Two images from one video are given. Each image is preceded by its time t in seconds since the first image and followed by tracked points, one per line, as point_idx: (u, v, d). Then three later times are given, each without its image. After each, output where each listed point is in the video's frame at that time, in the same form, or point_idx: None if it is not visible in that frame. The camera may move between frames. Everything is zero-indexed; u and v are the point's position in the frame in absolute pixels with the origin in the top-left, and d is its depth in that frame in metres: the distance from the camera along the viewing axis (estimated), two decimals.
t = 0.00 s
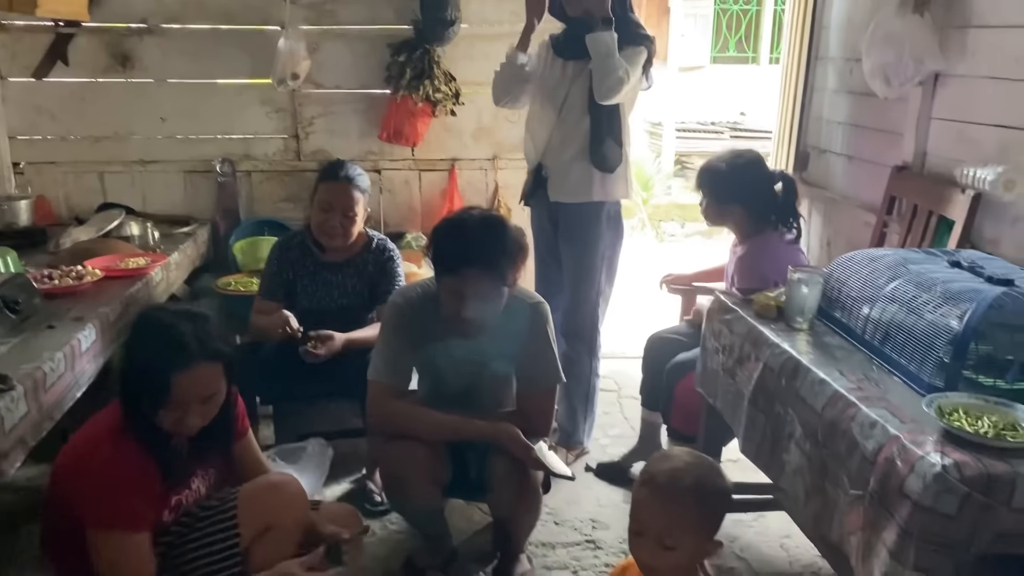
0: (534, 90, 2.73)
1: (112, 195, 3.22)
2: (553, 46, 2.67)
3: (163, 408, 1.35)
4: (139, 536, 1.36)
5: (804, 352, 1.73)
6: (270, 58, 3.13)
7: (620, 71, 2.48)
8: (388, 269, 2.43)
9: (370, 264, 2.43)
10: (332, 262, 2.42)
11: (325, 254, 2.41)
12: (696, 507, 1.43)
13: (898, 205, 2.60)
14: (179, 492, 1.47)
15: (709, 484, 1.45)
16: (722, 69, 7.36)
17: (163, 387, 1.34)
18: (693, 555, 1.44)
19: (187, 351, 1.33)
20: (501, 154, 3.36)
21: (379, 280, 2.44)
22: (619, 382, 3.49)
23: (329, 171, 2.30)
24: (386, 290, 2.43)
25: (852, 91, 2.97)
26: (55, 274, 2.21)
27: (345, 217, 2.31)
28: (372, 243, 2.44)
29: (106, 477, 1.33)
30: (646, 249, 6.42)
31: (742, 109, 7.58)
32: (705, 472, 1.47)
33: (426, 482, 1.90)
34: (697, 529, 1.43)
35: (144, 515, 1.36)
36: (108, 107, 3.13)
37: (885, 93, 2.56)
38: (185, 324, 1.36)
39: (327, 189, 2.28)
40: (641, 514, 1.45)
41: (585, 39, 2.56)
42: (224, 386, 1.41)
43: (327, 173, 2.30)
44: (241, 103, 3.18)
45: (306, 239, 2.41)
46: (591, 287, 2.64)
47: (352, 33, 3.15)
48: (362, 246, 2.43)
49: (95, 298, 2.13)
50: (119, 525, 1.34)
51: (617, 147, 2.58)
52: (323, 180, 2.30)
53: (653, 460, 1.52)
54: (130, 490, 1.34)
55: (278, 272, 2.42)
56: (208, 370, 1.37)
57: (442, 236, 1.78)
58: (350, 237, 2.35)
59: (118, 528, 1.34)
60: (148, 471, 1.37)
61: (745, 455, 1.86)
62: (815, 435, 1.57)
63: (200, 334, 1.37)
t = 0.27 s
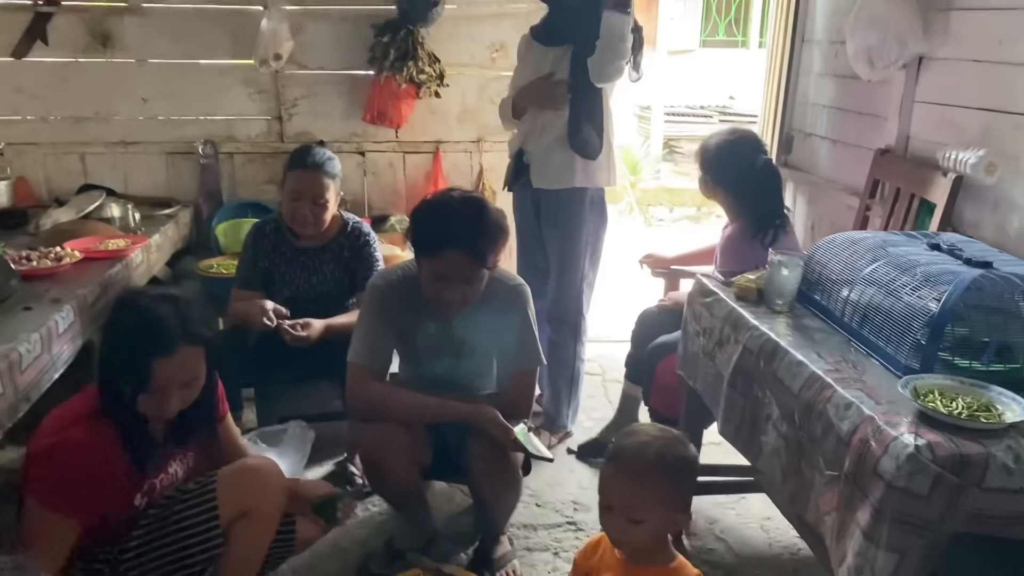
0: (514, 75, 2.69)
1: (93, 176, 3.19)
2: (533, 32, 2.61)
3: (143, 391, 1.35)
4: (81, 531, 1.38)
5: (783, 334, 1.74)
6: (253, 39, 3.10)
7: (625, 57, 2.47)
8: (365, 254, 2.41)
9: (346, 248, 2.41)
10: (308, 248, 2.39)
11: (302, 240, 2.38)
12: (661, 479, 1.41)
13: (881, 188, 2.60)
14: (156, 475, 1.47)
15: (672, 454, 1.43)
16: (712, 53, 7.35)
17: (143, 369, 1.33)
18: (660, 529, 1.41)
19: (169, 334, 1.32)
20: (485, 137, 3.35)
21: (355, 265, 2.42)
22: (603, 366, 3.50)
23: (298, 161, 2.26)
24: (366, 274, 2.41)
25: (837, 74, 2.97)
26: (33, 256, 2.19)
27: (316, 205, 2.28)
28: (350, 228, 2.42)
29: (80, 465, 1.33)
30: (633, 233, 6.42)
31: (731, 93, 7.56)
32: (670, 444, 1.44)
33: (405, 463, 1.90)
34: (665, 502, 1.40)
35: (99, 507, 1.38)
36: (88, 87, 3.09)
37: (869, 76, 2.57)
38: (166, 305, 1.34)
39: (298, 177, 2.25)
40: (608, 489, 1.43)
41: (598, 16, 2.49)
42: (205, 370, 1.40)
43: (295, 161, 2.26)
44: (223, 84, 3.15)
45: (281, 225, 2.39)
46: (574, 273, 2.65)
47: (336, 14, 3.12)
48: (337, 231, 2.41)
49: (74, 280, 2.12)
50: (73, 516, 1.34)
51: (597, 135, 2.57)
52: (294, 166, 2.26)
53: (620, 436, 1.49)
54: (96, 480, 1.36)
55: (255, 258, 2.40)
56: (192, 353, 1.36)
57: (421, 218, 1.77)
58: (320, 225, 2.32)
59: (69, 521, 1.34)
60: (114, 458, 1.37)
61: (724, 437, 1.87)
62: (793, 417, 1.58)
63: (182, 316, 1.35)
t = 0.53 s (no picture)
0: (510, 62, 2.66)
1: (91, 157, 3.18)
2: (529, 15, 2.59)
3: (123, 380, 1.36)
4: (63, 516, 1.40)
5: (776, 324, 1.73)
6: (251, 20, 3.08)
7: (634, 29, 2.53)
8: (356, 240, 2.41)
9: (337, 235, 2.41)
10: (301, 235, 2.40)
11: (294, 228, 2.39)
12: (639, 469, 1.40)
13: (880, 177, 2.58)
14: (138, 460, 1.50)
15: (643, 447, 1.47)
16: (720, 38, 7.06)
17: (119, 357, 1.33)
18: (634, 521, 1.46)
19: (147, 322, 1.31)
20: (484, 121, 3.33)
21: (347, 252, 2.42)
22: (601, 352, 3.50)
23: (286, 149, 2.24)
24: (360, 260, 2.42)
25: (839, 61, 2.94)
26: (27, 237, 2.18)
27: (305, 194, 2.27)
28: (343, 214, 2.42)
29: (60, 453, 1.34)
30: (635, 220, 6.39)
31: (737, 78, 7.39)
32: (643, 437, 1.48)
33: (396, 447, 1.91)
34: (640, 493, 1.45)
35: (81, 493, 1.40)
36: (86, 68, 3.07)
37: (870, 63, 2.54)
38: (142, 292, 1.34)
39: (285, 165, 2.23)
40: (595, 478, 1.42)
41: None
42: (182, 355, 1.39)
43: (284, 147, 2.25)
44: (221, 66, 3.13)
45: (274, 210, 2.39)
46: (570, 260, 2.64)
47: None
48: (328, 218, 2.41)
49: (67, 261, 2.11)
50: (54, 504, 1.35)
51: (596, 121, 2.56)
52: (281, 155, 2.24)
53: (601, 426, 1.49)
54: (78, 467, 1.37)
55: (248, 243, 2.40)
56: (166, 340, 1.36)
57: (413, 204, 1.77)
58: (310, 214, 2.32)
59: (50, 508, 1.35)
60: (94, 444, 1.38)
61: (716, 426, 1.87)
62: (783, 407, 1.57)
63: (158, 304, 1.35)
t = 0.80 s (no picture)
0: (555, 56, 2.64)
1: (146, 147, 3.26)
2: (576, 8, 2.56)
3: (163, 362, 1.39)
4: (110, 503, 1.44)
5: (818, 328, 1.68)
6: (302, 12, 3.12)
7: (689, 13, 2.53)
8: (398, 235, 2.42)
9: (379, 229, 2.43)
10: (341, 229, 2.42)
11: (336, 221, 2.41)
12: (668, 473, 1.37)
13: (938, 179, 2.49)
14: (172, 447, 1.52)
15: (670, 452, 1.45)
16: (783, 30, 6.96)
17: (158, 338, 1.36)
18: (662, 528, 1.45)
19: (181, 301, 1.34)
20: (531, 116, 3.31)
21: (387, 247, 2.44)
22: (644, 352, 3.45)
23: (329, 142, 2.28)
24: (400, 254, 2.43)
25: (898, 59, 2.84)
26: (78, 223, 2.25)
27: (344, 186, 2.30)
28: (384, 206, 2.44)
29: (99, 439, 1.37)
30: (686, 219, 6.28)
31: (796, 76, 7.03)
32: (671, 441, 1.47)
33: (428, 442, 1.91)
34: (665, 497, 1.44)
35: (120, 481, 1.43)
36: (140, 57, 3.15)
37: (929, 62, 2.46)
38: (169, 271, 1.36)
39: (325, 160, 2.28)
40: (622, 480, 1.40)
41: None
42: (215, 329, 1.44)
43: (327, 141, 2.29)
44: (273, 58, 3.18)
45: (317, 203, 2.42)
46: (613, 258, 2.60)
47: None
48: (371, 211, 2.43)
49: (115, 247, 2.16)
50: (98, 491, 1.39)
51: (645, 117, 2.53)
52: (323, 149, 2.29)
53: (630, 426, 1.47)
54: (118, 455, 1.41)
55: (291, 235, 2.45)
56: (198, 317, 1.39)
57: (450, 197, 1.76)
58: (352, 206, 2.35)
59: (93, 495, 1.39)
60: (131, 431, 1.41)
61: (753, 431, 1.82)
62: (821, 415, 1.52)
63: (187, 283, 1.37)
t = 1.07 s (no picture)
0: (604, 61, 2.62)
1: (203, 148, 3.34)
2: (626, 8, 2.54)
3: (198, 364, 1.37)
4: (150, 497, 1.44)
5: (867, 343, 1.61)
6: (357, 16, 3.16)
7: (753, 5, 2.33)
8: (443, 239, 2.43)
9: (425, 233, 2.44)
10: (388, 231, 2.44)
11: (382, 223, 2.43)
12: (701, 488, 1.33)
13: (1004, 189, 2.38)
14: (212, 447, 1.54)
15: (708, 467, 1.41)
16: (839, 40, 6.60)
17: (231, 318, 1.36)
18: (700, 544, 1.41)
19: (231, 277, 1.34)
20: (582, 121, 3.28)
21: (433, 250, 2.45)
22: (694, 361, 3.39)
23: (375, 146, 2.30)
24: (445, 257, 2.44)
25: (965, 64, 2.73)
26: (133, 222, 2.31)
27: (390, 190, 2.32)
28: (430, 209, 2.44)
29: (137, 441, 1.38)
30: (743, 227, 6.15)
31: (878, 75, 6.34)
32: (708, 456, 1.43)
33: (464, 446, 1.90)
34: (702, 513, 1.40)
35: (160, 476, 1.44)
36: (200, 60, 3.23)
37: (996, 67, 2.36)
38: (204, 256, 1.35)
39: (372, 164, 2.30)
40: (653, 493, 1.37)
41: None
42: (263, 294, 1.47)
43: (373, 146, 2.31)
44: (328, 61, 3.22)
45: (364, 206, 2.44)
46: (661, 267, 2.55)
47: None
48: (417, 214, 2.44)
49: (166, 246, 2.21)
50: (138, 486, 1.39)
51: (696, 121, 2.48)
52: (368, 153, 2.31)
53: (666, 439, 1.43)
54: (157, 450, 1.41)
55: (338, 237, 2.47)
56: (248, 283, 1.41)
57: (491, 202, 1.75)
58: (398, 209, 2.36)
59: (131, 490, 1.39)
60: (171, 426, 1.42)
61: (797, 447, 1.77)
62: (867, 433, 1.47)
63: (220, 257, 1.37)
